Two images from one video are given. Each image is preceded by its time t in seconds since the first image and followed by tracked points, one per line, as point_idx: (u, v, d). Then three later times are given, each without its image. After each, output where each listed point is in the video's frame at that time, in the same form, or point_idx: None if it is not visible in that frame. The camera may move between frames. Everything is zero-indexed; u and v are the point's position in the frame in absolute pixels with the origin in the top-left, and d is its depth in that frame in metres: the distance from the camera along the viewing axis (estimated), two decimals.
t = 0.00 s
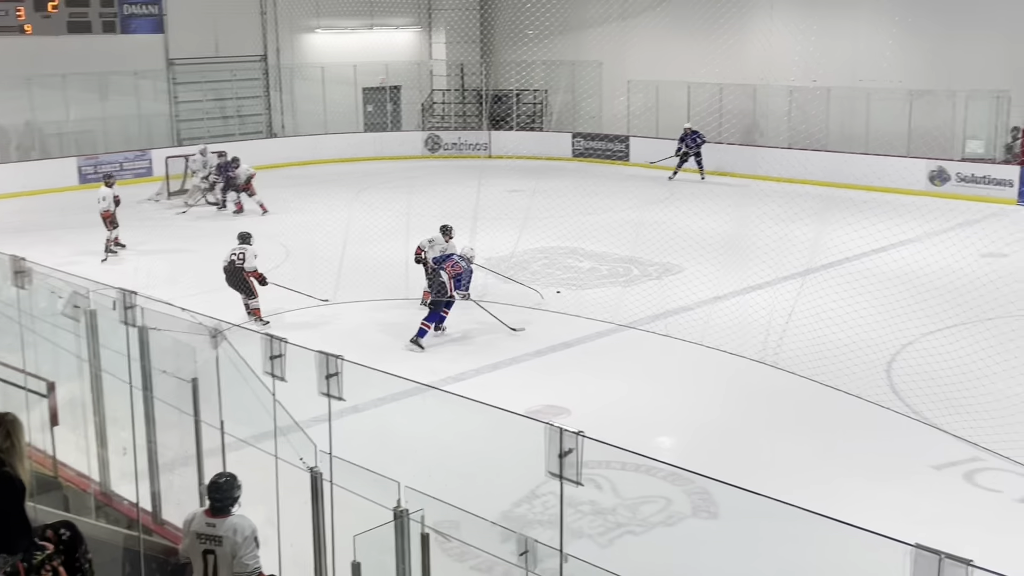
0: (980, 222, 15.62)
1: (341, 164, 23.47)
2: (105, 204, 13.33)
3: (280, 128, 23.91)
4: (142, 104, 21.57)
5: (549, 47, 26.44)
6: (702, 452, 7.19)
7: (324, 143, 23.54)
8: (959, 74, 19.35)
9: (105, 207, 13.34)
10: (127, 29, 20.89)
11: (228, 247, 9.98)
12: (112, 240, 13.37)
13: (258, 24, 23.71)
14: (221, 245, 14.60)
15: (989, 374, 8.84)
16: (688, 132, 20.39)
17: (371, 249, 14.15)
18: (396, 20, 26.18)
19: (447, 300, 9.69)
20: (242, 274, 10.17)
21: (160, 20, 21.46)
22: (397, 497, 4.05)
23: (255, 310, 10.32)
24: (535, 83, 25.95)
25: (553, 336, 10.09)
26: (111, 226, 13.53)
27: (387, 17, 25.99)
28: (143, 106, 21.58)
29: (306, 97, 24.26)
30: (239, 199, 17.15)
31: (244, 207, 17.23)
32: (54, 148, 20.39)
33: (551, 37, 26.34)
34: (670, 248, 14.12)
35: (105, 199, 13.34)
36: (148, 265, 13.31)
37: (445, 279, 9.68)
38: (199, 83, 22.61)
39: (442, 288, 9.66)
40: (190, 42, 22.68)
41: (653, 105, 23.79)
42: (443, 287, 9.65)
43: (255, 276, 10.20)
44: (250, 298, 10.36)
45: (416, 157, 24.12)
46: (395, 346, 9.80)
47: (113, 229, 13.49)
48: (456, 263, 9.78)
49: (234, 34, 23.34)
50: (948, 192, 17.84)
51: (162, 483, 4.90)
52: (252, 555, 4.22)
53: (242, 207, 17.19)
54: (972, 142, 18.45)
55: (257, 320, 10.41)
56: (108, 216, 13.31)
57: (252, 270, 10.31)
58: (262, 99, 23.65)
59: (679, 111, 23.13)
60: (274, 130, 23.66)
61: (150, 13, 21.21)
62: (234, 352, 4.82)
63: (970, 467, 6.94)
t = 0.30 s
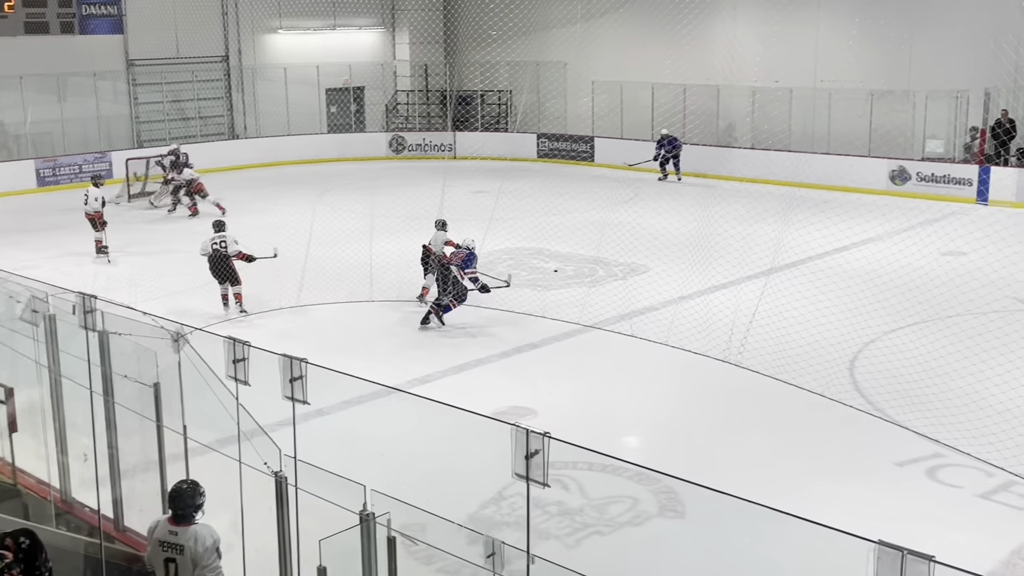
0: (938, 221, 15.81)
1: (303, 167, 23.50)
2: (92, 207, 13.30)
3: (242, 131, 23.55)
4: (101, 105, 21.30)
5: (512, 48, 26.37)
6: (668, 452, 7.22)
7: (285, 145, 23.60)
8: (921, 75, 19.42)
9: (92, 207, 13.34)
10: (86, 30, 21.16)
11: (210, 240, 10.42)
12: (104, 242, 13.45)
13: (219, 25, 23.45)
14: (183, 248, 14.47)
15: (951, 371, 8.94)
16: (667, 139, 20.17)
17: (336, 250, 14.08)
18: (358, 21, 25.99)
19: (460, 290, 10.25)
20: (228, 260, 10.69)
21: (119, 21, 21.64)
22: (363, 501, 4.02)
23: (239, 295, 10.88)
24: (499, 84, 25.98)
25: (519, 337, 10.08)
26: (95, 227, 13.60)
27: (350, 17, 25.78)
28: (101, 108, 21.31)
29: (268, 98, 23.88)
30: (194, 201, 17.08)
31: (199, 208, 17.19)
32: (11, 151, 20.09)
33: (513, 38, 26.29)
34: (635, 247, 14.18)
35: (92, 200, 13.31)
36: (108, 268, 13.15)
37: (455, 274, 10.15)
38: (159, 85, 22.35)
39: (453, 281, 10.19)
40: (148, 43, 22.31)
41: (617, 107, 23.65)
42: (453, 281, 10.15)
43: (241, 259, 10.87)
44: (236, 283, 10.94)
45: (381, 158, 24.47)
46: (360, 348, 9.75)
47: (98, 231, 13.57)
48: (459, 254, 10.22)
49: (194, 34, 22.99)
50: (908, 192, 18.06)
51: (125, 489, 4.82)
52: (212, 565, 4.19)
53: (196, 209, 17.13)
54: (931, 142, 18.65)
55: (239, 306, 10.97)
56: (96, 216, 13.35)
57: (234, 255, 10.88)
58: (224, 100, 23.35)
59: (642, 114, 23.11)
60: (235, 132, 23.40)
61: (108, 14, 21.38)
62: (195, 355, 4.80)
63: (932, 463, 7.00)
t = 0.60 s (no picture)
0: (900, 220, 16.00)
1: (269, 168, 23.38)
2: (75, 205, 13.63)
3: (206, 132, 23.48)
4: (63, 106, 21.03)
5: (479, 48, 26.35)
6: (637, 452, 7.23)
7: (250, 147, 23.49)
8: (883, 75, 19.61)
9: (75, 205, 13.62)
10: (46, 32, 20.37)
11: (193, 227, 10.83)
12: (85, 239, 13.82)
13: (183, 25, 23.21)
14: (148, 251, 14.33)
15: (915, 368, 9.04)
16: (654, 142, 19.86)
17: (302, 253, 14.01)
18: (323, 21, 25.77)
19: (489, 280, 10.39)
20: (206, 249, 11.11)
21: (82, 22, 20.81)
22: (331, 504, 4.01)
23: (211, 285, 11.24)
24: (466, 84, 26.01)
25: (487, 338, 10.07)
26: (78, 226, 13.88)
27: (316, 17, 25.55)
28: (63, 109, 21.04)
29: (232, 99, 23.85)
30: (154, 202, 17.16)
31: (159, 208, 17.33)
32: None
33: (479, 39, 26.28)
34: (601, 248, 14.23)
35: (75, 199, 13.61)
36: (71, 272, 13.00)
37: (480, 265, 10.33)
38: (121, 86, 22.06)
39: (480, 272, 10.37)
40: (110, 43, 21.90)
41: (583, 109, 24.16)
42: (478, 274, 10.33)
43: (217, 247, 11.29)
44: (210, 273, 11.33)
45: (346, 159, 24.41)
46: (328, 351, 9.70)
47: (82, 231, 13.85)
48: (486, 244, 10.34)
49: (156, 34, 22.67)
50: (872, 191, 18.22)
51: (88, 494, 4.81)
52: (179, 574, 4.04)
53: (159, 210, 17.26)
54: (894, 141, 18.91)
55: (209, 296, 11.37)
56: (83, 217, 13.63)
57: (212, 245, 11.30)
58: (187, 101, 23.19)
59: (608, 116, 23.42)
60: (199, 133, 23.37)
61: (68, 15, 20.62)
62: (160, 358, 4.78)
63: (898, 460, 7.07)
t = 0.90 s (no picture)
0: (863, 218, 16.15)
1: (233, 169, 23.19)
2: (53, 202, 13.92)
3: (170, 132, 23.27)
4: (23, 106, 20.78)
5: (445, 48, 26.31)
6: (604, 451, 7.25)
7: (214, 148, 23.21)
8: (846, 75, 19.78)
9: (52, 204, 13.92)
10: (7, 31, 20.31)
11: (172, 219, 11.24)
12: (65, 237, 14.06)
13: (145, 25, 22.98)
14: (111, 253, 14.19)
15: (878, 365, 9.13)
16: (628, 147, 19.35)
17: (268, 254, 13.92)
18: (288, 21, 25.60)
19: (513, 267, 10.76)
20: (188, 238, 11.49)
21: (39, 20, 20.83)
22: (298, 507, 3.99)
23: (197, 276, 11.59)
24: (432, 84, 25.97)
25: (455, 339, 10.07)
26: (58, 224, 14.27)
27: (280, 17, 25.43)
28: (23, 109, 20.80)
29: (196, 98, 23.59)
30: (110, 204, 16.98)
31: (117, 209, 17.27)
32: None
33: (446, 38, 26.22)
34: (568, 247, 14.26)
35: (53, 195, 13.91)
36: (33, 274, 12.84)
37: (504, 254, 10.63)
38: (83, 85, 21.78)
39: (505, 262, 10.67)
40: (72, 44, 21.65)
41: (551, 105, 23.76)
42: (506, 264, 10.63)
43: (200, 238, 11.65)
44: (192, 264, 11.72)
45: (311, 160, 24.31)
46: (294, 352, 9.65)
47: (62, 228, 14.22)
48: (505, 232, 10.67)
49: (118, 34, 22.46)
50: (835, 190, 18.41)
51: (50, 499, 4.77)
52: None
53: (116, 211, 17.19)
54: (856, 140, 19.11)
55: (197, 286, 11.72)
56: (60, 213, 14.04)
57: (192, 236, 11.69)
58: (150, 101, 22.98)
59: (575, 116, 23.26)
60: (162, 134, 23.15)
61: (27, 14, 20.56)
62: (123, 360, 4.76)
63: (861, 456, 7.15)
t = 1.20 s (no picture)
0: (833, 215, 16.27)
1: (202, 167, 23.02)
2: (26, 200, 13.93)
3: (138, 131, 22.99)
4: None
5: (417, 46, 26.28)
6: (577, 448, 7.26)
7: (184, 145, 22.97)
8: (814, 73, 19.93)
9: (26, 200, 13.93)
10: None
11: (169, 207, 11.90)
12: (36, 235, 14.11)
13: (112, 22, 22.79)
14: (79, 252, 14.05)
15: (848, 361, 9.20)
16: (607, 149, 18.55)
17: (239, 252, 13.84)
18: (257, 18, 25.63)
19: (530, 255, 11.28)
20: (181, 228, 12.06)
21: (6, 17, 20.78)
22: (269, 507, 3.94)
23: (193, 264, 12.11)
24: (403, 82, 25.94)
25: (428, 337, 10.06)
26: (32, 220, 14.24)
27: (249, 14, 25.39)
28: None
29: (165, 97, 23.32)
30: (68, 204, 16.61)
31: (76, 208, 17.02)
32: None
33: (417, 36, 26.19)
34: (540, 245, 14.29)
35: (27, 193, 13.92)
36: None
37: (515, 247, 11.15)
38: (50, 83, 21.44)
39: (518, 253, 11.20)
40: (38, 41, 21.43)
41: (521, 106, 24.19)
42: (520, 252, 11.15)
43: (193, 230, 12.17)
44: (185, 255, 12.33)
45: (282, 158, 24.22)
46: (265, 351, 9.61)
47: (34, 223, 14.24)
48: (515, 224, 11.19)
49: (85, 32, 22.26)
50: (805, 187, 18.55)
51: (20, 501, 4.86)
52: None
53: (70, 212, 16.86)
54: (825, 138, 19.18)
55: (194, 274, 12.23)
56: (31, 209, 14.00)
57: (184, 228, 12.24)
58: (118, 99, 22.74)
59: (546, 112, 23.42)
60: (130, 131, 22.88)
61: None
62: (91, 361, 4.63)
63: (831, 452, 7.21)
